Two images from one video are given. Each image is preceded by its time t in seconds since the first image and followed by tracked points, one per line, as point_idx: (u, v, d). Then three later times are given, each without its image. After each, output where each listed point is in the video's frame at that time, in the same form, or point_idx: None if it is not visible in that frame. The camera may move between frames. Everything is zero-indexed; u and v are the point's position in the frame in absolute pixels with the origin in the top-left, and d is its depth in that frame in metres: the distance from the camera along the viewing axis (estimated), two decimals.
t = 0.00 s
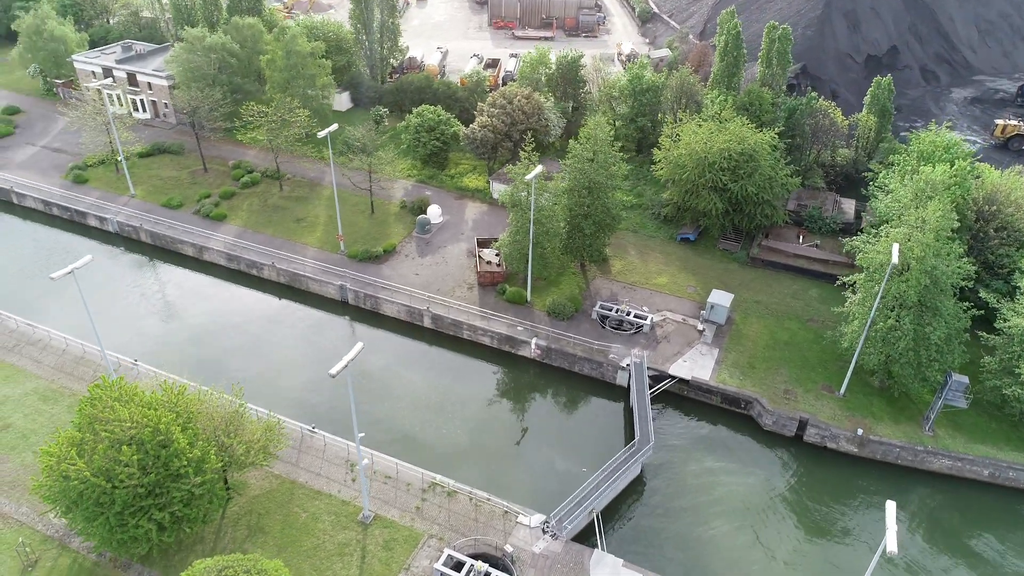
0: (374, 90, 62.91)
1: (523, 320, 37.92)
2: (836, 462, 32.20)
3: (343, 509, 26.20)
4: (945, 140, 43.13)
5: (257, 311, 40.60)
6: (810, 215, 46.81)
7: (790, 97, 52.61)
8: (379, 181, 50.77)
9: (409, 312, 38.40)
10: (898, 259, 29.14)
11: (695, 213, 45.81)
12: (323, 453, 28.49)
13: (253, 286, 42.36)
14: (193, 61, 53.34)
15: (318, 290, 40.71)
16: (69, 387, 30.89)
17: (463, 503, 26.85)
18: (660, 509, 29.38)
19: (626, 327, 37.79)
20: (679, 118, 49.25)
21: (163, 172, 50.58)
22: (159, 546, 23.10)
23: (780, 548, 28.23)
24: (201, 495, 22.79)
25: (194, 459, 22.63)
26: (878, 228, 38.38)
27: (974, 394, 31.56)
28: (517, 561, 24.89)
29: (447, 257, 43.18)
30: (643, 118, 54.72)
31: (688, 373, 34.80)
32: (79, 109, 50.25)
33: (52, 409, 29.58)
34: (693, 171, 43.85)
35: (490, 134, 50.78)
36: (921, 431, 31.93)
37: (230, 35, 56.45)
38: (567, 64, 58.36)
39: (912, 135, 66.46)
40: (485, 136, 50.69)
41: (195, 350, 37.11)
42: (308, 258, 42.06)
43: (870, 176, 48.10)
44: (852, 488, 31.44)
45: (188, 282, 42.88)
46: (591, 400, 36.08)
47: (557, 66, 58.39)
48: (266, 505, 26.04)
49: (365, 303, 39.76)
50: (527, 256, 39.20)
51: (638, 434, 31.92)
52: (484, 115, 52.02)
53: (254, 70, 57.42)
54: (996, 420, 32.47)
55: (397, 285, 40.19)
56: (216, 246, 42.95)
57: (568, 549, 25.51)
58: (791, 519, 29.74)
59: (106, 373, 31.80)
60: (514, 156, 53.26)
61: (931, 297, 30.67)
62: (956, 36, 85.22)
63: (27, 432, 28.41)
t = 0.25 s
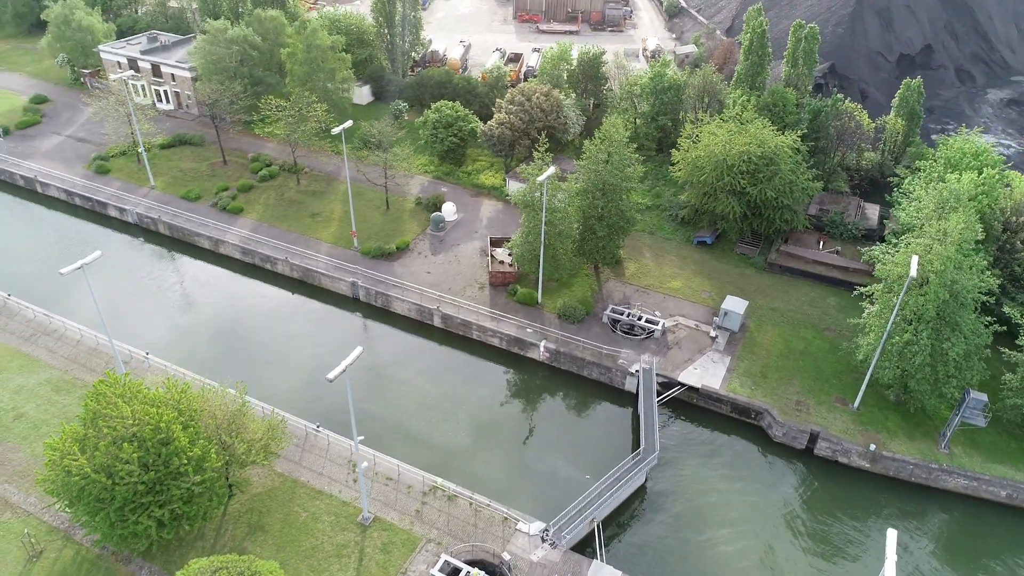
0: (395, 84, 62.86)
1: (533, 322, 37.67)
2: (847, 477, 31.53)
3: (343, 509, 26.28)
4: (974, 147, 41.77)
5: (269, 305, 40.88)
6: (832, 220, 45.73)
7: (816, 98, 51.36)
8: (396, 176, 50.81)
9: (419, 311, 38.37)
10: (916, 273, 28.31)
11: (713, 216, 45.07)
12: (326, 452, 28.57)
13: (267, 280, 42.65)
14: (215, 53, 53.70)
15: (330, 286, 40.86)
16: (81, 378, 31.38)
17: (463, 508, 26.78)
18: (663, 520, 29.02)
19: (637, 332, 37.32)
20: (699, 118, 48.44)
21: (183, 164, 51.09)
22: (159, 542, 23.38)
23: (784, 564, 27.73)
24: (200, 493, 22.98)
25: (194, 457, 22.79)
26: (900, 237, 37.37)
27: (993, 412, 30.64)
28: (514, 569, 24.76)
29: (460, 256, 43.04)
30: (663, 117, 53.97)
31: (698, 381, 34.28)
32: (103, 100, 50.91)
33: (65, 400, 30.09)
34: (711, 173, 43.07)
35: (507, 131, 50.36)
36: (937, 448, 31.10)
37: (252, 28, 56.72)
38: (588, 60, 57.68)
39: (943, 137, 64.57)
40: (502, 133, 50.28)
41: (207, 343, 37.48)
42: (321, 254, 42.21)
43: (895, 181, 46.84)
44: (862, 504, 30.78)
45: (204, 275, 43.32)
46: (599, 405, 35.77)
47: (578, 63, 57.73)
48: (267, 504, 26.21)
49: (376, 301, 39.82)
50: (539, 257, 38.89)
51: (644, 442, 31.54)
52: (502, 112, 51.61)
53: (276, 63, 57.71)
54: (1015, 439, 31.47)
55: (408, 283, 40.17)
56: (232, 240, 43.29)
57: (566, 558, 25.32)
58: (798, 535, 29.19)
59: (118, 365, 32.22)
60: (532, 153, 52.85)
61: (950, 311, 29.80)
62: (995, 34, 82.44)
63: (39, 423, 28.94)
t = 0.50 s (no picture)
0: (420, 78, 62.83)
1: (547, 324, 37.42)
2: (861, 494, 30.82)
3: (347, 509, 26.41)
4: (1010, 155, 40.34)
5: (286, 298, 41.20)
6: (858, 227, 44.60)
7: (847, 100, 50.07)
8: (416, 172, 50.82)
9: (433, 310, 38.36)
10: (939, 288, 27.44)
11: (734, 220, 44.27)
12: (333, 450, 28.73)
13: (285, 273, 43.00)
14: (242, 45, 54.14)
15: (347, 281, 41.05)
16: (99, 368, 31.98)
17: (466, 511, 26.74)
18: (669, 531, 28.70)
19: (652, 337, 36.85)
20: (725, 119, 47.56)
21: (208, 155, 51.67)
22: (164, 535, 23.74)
23: None
24: (205, 489, 23.24)
25: (199, 453, 23.05)
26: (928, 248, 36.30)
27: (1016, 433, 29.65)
28: None
29: (477, 254, 42.90)
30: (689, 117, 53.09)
31: (711, 390, 33.75)
32: (132, 91, 51.73)
33: (82, 389, 30.70)
34: (734, 177, 42.25)
35: (528, 129, 49.91)
36: (956, 468, 30.22)
37: (279, 20, 57.07)
38: (614, 58, 56.96)
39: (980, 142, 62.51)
40: (524, 131, 49.82)
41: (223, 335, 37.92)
42: (339, 249, 42.40)
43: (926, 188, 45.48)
44: (875, 522, 30.07)
45: (223, 266, 43.82)
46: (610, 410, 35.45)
47: (604, 60, 57.05)
48: (272, 500, 26.46)
49: (391, 297, 39.91)
50: (555, 259, 38.59)
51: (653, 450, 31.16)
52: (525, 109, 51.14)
53: (302, 55, 57.98)
54: None
55: (424, 280, 40.18)
56: (251, 232, 43.69)
57: (567, 567, 25.15)
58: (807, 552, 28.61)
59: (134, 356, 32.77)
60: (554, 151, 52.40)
61: (975, 328, 28.88)
62: None
63: (56, 411, 29.56)
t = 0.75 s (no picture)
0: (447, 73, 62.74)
1: (560, 326, 37.17)
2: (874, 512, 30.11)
3: (350, 507, 26.59)
4: None
5: (303, 292, 41.56)
6: (885, 235, 43.41)
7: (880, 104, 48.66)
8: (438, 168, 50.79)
9: (447, 308, 38.37)
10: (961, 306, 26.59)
11: (757, 225, 43.42)
12: (340, 448, 28.95)
13: (303, 266, 43.37)
14: (271, 37, 54.55)
15: (363, 277, 41.25)
16: (117, 356, 32.63)
17: (468, 515, 26.75)
18: (674, 543, 28.37)
19: (666, 343, 36.37)
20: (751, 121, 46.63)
21: (233, 146, 52.28)
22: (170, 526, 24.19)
23: None
24: (209, 484, 23.59)
25: (205, 449, 23.39)
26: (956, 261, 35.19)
27: None
28: None
29: (493, 253, 42.75)
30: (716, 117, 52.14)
31: (724, 400, 33.21)
32: (161, 81, 52.51)
33: (100, 377, 31.37)
34: (757, 182, 41.37)
35: (551, 127, 49.36)
36: (975, 490, 29.34)
37: (308, 13, 57.36)
38: (642, 55, 56.15)
39: (1021, 149, 60.34)
40: (546, 129, 49.29)
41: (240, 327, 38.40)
42: (357, 244, 42.59)
43: (959, 197, 44.07)
44: (887, 542, 29.37)
45: (244, 258, 44.36)
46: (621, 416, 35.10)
47: (631, 57, 56.28)
48: (278, 495, 26.78)
49: (406, 294, 40.01)
50: (571, 261, 38.28)
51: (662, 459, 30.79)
52: (548, 107, 50.58)
53: (329, 48, 58.26)
54: None
55: (439, 278, 40.19)
56: (272, 225, 44.11)
57: None
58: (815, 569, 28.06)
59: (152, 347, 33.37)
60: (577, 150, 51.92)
61: (998, 348, 27.93)
62: None
63: (74, 398, 30.26)
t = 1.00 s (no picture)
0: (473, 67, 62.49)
1: (574, 328, 36.96)
2: (886, 530, 29.48)
3: (355, 505, 26.83)
4: None
5: (321, 284, 41.92)
6: (914, 245, 42.24)
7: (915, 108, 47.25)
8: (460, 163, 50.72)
9: (462, 306, 38.41)
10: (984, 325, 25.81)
11: (780, 231, 42.58)
12: (348, 444, 29.19)
13: (322, 259, 43.75)
14: (299, 29, 54.90)
15: (381, 272, 41.48)
16: (137, 345, 33.31)
17: (471, 517, 26.81)
18: (679, 553, 28.15)
19: (681, 350, 35.95)
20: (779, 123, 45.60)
21: (259, 137, 52.83)
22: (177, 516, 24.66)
23: None
24: (215, 478, 23.96)
25: (211, 443, 23.74)
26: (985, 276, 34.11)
27: None
28: None
29: (511, 251, 42.62)
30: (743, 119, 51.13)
31: (737, 410, 32.74)
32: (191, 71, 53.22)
33: (120, 365, 32.06)
34: (782, 187, 40.51)
35: (574, 125, 48.87)
36: (993, 513, 28.54)
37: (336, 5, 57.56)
38: (670, 53, 55.26)
39: None
40: (569, 127, 48.82)
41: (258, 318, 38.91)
42: (375, 239, 42.80)
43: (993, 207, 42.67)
44: (899, 561, 28.75)
45: (265, 249, 44.90)
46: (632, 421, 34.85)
47: (660, 55, 55.44)
48: (284, 490, 27.13)
49: (422, 291, 40.15)
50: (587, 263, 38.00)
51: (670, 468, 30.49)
52: (572, 105, 50.03)
53: (357, 40, 58.41)
54: None
55: (456, 276, 40.23)
56: (293, 217, 44.54)
57: None
58: None
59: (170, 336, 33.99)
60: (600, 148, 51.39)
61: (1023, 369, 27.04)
62: None
63: (94, 384, 30.99)
